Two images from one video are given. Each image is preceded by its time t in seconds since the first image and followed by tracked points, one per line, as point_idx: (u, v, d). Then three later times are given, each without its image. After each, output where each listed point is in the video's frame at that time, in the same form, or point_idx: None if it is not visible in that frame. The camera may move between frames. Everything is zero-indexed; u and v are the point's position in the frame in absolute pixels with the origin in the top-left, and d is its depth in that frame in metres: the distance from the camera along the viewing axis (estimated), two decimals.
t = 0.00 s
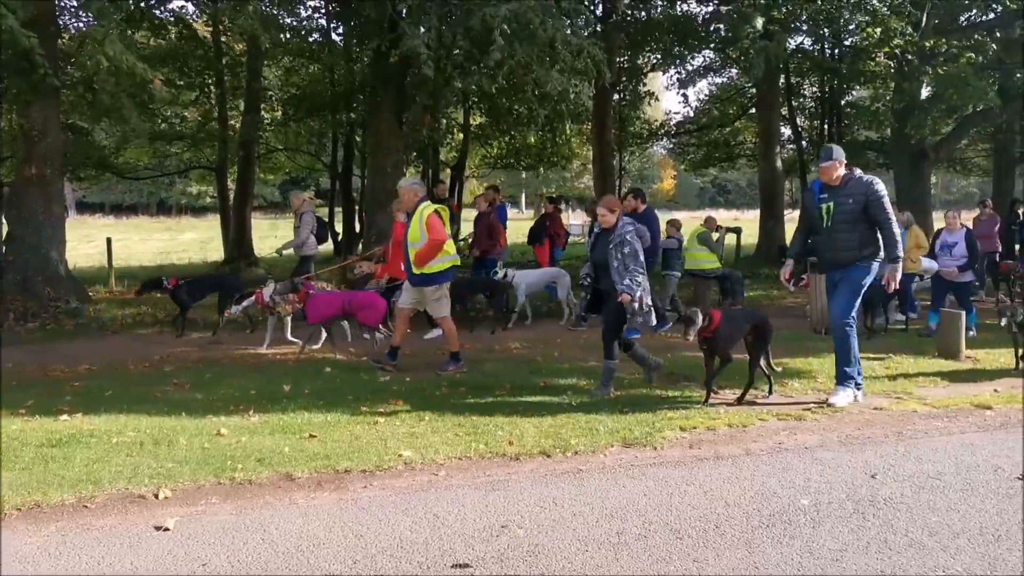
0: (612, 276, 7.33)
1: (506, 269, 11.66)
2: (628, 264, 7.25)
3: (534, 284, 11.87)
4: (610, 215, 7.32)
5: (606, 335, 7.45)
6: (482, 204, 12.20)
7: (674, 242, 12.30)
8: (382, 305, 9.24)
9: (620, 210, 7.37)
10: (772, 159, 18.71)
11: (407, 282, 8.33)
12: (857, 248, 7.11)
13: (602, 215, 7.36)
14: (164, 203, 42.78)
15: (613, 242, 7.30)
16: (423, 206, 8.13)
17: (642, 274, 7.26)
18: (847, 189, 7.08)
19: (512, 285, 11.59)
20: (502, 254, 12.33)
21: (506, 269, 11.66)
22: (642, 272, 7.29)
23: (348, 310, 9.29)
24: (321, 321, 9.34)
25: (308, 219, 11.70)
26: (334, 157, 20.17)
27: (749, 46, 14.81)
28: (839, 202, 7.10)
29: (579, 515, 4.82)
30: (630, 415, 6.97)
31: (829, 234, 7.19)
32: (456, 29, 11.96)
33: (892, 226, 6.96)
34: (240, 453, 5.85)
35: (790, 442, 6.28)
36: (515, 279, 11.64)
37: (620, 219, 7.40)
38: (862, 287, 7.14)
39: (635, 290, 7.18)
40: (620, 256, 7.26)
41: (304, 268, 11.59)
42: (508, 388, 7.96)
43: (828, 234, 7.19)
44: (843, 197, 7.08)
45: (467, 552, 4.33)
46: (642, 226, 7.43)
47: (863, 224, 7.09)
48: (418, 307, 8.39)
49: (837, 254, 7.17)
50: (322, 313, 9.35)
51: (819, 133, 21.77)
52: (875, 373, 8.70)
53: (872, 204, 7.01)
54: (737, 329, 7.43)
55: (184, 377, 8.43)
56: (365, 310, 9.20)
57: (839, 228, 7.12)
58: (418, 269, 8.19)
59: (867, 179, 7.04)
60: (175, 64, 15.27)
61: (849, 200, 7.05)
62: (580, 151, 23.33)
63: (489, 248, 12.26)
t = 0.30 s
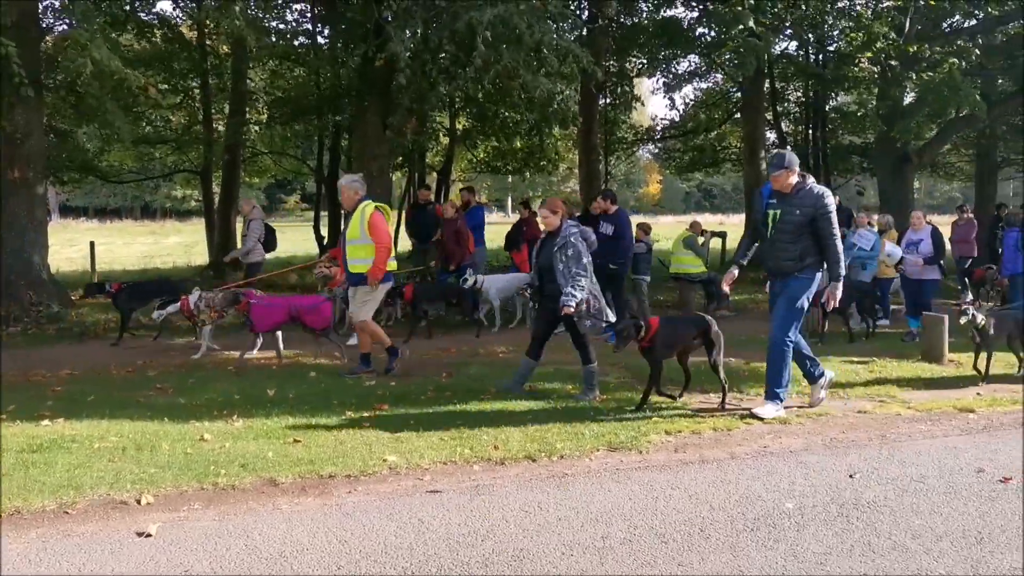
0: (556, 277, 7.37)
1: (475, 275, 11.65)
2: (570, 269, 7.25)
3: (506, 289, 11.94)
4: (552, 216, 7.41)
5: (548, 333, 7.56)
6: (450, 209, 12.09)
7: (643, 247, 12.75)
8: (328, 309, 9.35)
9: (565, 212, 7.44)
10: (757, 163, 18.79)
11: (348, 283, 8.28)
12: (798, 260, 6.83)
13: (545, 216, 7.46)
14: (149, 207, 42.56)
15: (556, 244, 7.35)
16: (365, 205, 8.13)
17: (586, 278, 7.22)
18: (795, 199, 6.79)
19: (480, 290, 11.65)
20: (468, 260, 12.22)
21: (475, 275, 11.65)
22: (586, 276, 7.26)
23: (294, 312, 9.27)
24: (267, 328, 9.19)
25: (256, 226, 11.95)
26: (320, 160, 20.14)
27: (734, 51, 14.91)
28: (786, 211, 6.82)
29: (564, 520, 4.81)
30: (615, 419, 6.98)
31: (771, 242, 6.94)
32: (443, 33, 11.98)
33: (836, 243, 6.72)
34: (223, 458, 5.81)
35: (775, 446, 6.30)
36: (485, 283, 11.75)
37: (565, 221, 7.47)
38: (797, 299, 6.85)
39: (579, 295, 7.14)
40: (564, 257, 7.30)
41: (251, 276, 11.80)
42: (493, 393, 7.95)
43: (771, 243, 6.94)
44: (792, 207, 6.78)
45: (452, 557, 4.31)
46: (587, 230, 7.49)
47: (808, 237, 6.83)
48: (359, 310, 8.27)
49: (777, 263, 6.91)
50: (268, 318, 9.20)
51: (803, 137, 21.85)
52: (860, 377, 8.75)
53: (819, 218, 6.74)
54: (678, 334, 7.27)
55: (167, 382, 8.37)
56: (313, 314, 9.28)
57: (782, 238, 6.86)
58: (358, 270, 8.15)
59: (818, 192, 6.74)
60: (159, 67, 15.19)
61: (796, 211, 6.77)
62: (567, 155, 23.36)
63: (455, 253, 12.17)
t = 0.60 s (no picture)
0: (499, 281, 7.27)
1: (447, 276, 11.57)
2: (515, 272, 7.17)
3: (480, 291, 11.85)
4: (494, 219, 7.30)
5: (496, 337, 7.43)
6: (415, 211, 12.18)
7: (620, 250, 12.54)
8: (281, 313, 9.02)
9: (506, 213, 7.35)
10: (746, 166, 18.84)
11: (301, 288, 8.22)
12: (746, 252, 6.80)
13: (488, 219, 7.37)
14: (137, 210, 42.33)
15: (498, 246, 7.26)
16: (314, 211, 7.98)
17: (530, 280, 7.17)
18: (743, 187, 6.77)
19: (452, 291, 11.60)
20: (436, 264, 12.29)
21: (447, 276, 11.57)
22: (530, 278, 7.20)
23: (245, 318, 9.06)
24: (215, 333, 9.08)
25: (210, 230, 11.88)
26: (309, 163, 20.10)
27: (723, 54, 14.95)
28: (735, 202, 6.81)
29: (553, 523, 4.80)
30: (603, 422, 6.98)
31: (721, 234, 6.91)
32: (432, 36, 11.97)
33: (783, 231, 6.58)
34: (210, 463, 5.78)
35: (764, 448, 6.31)
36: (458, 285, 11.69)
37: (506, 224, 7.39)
38: (745, 293, 6.84)
39: (522, 298, 7.11)
40: (508, 261, 7.22)
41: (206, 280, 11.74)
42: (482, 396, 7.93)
43: (720, 235, 6.92)
44: (739, 197, 6.78)
45: (441, 561, 4.30)
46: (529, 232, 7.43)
47: (754, 227, 6.76)
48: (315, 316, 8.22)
49: (726, 257, 6.88)
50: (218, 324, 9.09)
51: (792, 141, 21.90)
52: (849, 379, 8.79)
53: (766, 206, 6.68)
54: (620, 335, 7.08)
55: (155, 387, 8.33)
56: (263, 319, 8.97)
57: (729, 228, 6.83)
58: (311, 277, 8.09)
59: (766, 180, 6.68)
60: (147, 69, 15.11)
61: (742, 200, 6.75)
62: (557, 158, 23.37)
63: (423, 256, 12.24)
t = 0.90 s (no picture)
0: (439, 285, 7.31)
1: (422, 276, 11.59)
2: (456, 275, 7.19)
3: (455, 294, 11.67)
4: (437, 221, 7.33)
5: (432, 344, 7.37)
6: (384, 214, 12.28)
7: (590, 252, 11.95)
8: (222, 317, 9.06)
9: (450, 216, 7.38)
10: (732, 170, 18.89)
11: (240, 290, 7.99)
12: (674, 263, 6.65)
13: (431, 222, 7.40)
14: (121, 215, 42.03)
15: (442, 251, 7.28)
16: (255, 212, 7.67)
17: (471, 286, 7.19)
18: (663, 195, 6.68)
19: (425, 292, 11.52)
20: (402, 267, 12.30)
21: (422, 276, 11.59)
22: (472, 284, 7.23)
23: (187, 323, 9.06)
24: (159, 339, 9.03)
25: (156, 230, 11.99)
26: (295, 166, 20.06)
27: (709, 57, 14.99)
28: (657, 211, 6.70)
29: (539, 527, 4.79)
30: (587, 425, 7.00)
31: (647, 245, 6.78)
32: (419, 40, 11.95)
33: (704, 237, 6.46)
34: (194, 468, 5.73)
35: (751, 451, 6.32)
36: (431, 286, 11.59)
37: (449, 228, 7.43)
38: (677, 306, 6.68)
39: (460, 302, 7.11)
40: (449, 265, 7.24)
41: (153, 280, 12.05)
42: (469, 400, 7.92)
43: (647, 246, 6.79)
44: (661, 204, 6.68)
45: (426, 565, 4.28)
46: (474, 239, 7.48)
47: (678, 234, 6.63)
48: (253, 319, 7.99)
49: (655, 268, 6.73)
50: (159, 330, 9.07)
51: (778, 144, 21.97)
52: (835, 381, 8.83)
53: (686, 211, 6.57)
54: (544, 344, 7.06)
55: (138, 391, 8.27)
56: (204, 324, 9.02)
57: (654, 237, 6.70)
58: (247, 279, 7.82)
59: (685, 186, 6.60)
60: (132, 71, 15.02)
61: (662, 208, 6.64)
62: (544, 162, 23.39)
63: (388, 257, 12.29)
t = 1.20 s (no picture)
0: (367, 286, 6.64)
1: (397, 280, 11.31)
2: (382, 274, 6.51)
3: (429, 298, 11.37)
4: (368, 217, 6.72)
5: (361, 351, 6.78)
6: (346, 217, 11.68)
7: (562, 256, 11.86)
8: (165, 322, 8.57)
9: (384, 211, 6.74)
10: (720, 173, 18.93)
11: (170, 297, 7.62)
12: (601, 257, 6.53)
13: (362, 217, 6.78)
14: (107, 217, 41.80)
15: (370, 248, 6.65)
16: (191, 217, 7.44)
17: (397, 286, 6.50)
18: (592, 188, 6.53)
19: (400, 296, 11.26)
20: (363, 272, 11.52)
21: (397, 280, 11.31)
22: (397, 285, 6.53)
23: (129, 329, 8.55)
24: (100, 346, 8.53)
25: (103, 235, 11.79)
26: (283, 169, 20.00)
27: (696, 61, 15.03)
28: (586, 205, 6.56)
29: (527, 530, 4.78)
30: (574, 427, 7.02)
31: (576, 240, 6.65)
32: (408, 42, 11.92)
33: (636, 230, 6.36)
34: (180, 472, 5.70)
35: (738, 453, 6.34)
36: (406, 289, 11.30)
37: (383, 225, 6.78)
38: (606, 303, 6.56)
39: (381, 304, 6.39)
40: (376, 263, 6.60)
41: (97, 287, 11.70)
42: (457, 403, 7.90)
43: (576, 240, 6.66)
44: (590, 198, 6.54)
45: (413, 569, 4.27)
46: (409, 237, 6.80)
47: (609, 228, 6.51)
48: (187, 330, 7.68)
49: (584, 264, 6.60)
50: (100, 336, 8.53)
51: (764, 148, 21.91)
52: (822, 383, 8.87)
53: (616, 205, 6.45)
54: (457, 350, 6.47)
55: (123, 395, 8.21)
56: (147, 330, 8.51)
57: (583, 232, 6.58)
58: (183, 288, 7.50)
59: (614, 179, 6.46)
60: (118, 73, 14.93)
61: (591, 201, 6.51)
62: (532, 166, 23.41)
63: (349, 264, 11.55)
